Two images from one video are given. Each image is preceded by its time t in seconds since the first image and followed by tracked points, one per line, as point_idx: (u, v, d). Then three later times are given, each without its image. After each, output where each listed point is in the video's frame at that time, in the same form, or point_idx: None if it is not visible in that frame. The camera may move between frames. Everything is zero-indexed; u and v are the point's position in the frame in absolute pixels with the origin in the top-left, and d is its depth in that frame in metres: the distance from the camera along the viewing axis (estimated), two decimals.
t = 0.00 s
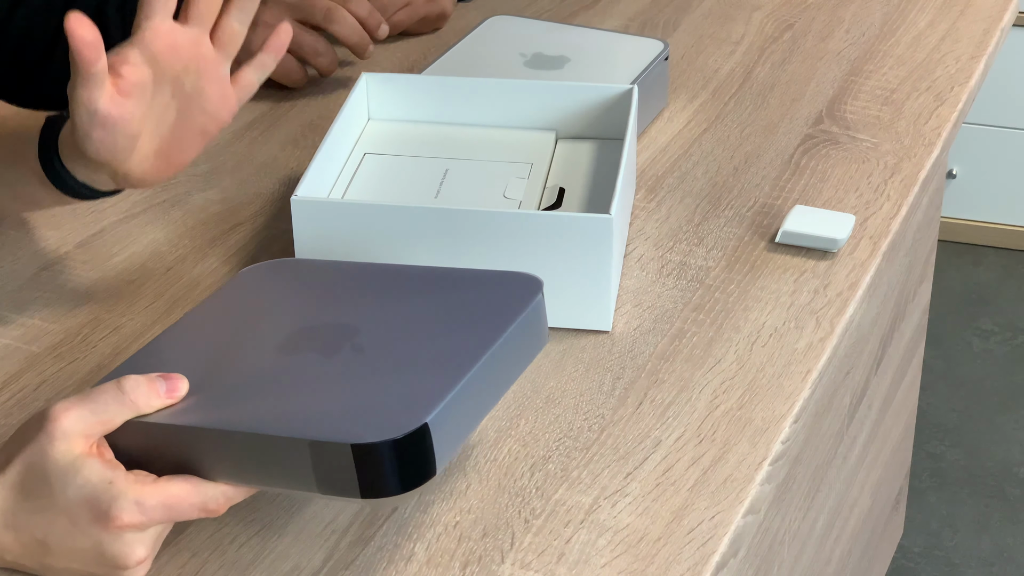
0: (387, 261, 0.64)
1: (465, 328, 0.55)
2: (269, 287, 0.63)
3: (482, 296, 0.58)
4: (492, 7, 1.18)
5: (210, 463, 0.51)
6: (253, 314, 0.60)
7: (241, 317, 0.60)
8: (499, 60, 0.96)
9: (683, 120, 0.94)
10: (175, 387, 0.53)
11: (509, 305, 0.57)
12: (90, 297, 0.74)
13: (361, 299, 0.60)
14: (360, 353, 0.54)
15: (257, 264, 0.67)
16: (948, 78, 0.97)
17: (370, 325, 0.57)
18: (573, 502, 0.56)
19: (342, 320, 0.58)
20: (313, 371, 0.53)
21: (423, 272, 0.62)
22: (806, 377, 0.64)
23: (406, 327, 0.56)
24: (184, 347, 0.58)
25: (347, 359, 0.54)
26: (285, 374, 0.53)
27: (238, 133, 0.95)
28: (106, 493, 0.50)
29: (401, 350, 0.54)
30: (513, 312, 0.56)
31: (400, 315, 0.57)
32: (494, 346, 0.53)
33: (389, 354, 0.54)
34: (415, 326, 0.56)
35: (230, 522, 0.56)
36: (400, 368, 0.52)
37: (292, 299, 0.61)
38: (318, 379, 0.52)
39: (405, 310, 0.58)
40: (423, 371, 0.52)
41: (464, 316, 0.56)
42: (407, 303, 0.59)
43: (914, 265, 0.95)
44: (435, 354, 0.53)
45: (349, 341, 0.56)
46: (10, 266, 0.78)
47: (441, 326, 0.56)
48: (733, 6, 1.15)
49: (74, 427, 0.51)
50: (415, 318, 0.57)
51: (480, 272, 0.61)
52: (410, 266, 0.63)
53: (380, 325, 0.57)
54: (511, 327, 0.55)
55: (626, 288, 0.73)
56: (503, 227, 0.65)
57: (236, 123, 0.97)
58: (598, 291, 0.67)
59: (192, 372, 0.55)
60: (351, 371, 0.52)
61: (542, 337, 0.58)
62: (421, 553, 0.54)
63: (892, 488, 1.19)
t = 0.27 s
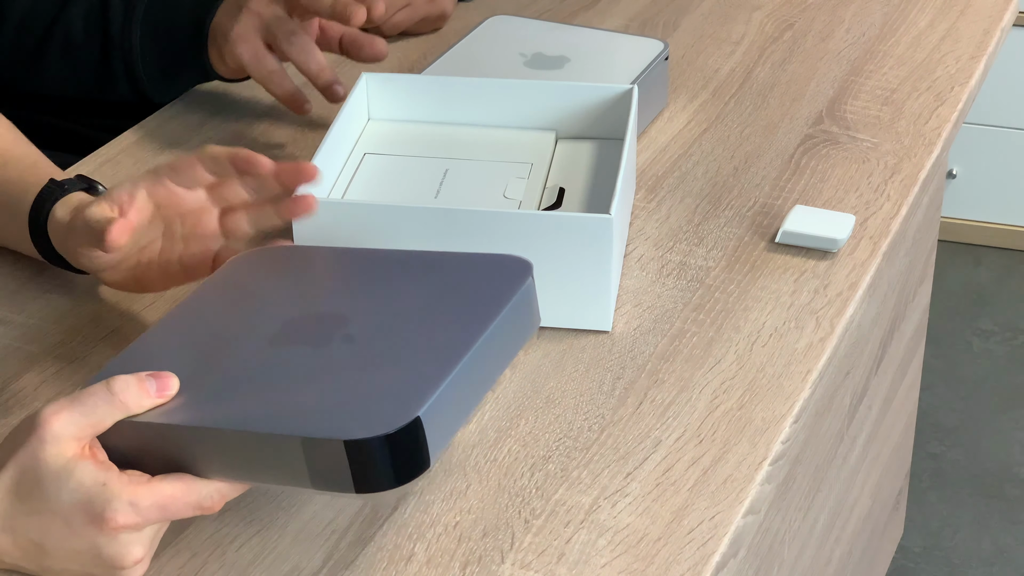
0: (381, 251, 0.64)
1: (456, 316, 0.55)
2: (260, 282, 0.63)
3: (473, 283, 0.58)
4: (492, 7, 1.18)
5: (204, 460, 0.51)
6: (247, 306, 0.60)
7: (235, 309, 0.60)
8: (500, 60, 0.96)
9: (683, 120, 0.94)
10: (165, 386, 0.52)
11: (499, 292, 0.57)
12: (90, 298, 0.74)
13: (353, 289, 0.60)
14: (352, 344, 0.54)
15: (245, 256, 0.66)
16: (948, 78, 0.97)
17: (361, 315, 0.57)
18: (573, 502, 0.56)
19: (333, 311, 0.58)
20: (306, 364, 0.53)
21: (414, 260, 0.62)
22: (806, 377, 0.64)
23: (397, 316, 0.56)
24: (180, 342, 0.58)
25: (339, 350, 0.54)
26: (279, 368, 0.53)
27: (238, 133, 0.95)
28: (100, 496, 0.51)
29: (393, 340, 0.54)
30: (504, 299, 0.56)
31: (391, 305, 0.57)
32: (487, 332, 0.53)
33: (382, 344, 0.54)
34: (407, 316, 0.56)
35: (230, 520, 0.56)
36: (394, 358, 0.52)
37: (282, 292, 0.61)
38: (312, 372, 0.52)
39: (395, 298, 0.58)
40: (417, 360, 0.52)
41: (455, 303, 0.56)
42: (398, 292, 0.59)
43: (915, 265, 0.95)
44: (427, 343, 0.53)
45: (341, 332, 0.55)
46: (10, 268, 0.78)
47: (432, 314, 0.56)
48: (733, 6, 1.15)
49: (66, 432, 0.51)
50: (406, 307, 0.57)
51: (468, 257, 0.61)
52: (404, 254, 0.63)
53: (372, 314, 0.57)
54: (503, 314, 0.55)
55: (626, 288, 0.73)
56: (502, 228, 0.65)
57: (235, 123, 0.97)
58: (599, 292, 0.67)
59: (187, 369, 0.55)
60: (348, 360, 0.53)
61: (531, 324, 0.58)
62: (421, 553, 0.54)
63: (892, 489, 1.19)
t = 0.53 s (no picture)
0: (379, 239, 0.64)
1: (452, 297, 0.55)
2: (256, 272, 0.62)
3: (467, 263, 0.58)
4: (492, 7, 1.18)
5: (214, 450, 0.51)
6: (244, 296, 0.59)
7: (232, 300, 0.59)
8: (500, 60, 0.96)
9: (684, 120, 0.94)
10: (182, 382, 0.51)
11: (494, 271, 0.57)
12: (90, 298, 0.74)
13: (349, 277, 0.59)
14: (351, 330, 0.54)
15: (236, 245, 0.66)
16: (948, 78, 0.97)
17: (358, 300, 0.57)
18: (573, 502, 0.56)
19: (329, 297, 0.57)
20: (306, 352, 0.53)
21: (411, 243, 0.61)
22: (806, 377, 0.64)
23: (394, 299, 0.56)
24: (177, 334, 0.57)
25: (339, 336, 0.54)
26: (279, 357, 0.53)
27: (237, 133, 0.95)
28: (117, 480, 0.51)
29: (392, 324, 0.54)
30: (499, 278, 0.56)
31: (388, 289, 0.57)
32: (488, 315, 0.53)
33: (381, 328, 0.54)
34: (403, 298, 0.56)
35: (230, 521, 0.56)
36: (394, 341, 0.52)
37: (279, 281, 0.61)
38: (314, 360, 0.52)
39: (391, 282, 0.58)
40: (418, 343, 0.52)
41: (451, 283, 0.56)
42: (394, 275, 0.58)
43: (915, 265, 0.95)
44: (427, 325, 0.53)
45: (339, 318, 0.55)
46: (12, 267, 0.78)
47: (428, 295, 0.56)
48: (733, 6, 1.15)
49: (82, 424, 0.51)
50: (403, 289, 0.57)
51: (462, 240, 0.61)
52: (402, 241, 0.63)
53: (368, 301, 0.56)
54: (496, 297, 0.55)
55: (626, 288, 0.73)
56: (500, 228, 0.65)
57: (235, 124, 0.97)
58: (598, 293, 0.67)
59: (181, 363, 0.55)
60: (349, 347, 0.52)
61: (524, 303, 0.58)
62: (421, 553, 0.54)
63: (892, 489, 1.19)
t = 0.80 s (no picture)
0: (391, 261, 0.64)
1: (473, 330, 0.56)
2: (268, 280, 0.63)
3: (485, 296, 0.59)
4: (492, 7, 1.19)
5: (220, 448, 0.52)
6: (257, 309, 0.60)
7: (242, 310, 0.60)
8: (500, 60, 0.96)
9: (684, 120, 0.95)
10: (210, 388, 0.51)
11: (512, 308, 0.58)
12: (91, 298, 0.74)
13: (367, 295, 0.60)
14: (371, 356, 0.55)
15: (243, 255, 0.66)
16: (948, 78, 0.97)
17: (378, 326, 0.57)
18: (573, 502, 0.56)
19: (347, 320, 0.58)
20: (326, 372, 0.54)
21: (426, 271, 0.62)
22: (806, 377, 0.64)
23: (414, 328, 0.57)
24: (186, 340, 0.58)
25: (359, 360, 0.54)
26: (298, 374, 0.54)
27: (238, 134, 0.95)
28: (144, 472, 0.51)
29: (413, 353, 0.55)
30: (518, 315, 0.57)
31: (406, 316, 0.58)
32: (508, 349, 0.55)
33: (401, 356, 0.55)
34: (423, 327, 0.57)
35: (230, 520, 0.56)
36: (415, 369, 0.53)
37: (293, 293, 0.61)
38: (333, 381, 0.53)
39: (409, 309, 0.59)
40: (440, 373, 0.53)
41: (470, 316, 0.57)
42: (411, 303, 0.59)
43: (915, 265, 0.95)
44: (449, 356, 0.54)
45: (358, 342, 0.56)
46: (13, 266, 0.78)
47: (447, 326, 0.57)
48: (733, 6, 1.15)
49: (110, 418, 0.51)
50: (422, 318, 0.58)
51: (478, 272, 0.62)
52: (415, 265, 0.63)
53: (389, 323, 0.57)
54: (518, 327, 0.56)
55: (626, 288, 0.73)
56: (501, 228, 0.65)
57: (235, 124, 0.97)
58: (598, 293, 0.67)
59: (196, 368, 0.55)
60: (369, 371, 0.53)
61: (534, 334, 0.59)
62: (421, 553, 0.54)
63: (892, 489, 1.19)
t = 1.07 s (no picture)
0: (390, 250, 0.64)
1: (469, 314, 0.56)
2: (266, 273, 0.63)
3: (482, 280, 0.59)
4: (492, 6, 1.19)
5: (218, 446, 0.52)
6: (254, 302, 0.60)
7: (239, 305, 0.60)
8: (500, 60, 0.96)
9: (684, 120, 0.95)
10: (204, 384, 0.51)
11: (507, 290, 0.58)
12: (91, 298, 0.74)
13: (363, 284, 0.60)
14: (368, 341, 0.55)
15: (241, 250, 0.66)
16: (948, 78, 0.97)
17: (374, 311, 0.57)
18: (573, 502, 0.56)
19: (344, 308, 0.58)
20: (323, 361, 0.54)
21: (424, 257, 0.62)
22: (806, 377, 0.64)
23: (409, 314, 0.57)
24: (183, 335, 0.57)
25: (356, 347, 0.54)
26: (296, 364, 0.54)
27: (237, 135, 0.95)
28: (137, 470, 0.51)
29: (409, 338, 0.55)
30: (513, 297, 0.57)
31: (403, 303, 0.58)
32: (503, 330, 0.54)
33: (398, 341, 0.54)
34: (419, 312, 0.57)
35: (230, 520, 0.56)
36: (413, 354, 0.53)
37: (290, 285, 0.61)
38: (331, 369, 0.53)
39: (405, 295, 0.58)
40: (437, 358, 0.53)
41: (466, 299, 0.57)
42: (407, 289, 0.59)
43: (915, 265, 0.95)
44: (446, 340, 0.54)
45: (355, 329, 0.56)
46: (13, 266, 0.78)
47: (443, 310, 0.57)
48: (734, 6, 1.15)
49: (103, 417, 0.51)
50: (417, 304, 0.58)
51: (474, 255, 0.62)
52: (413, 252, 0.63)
53: (384, 309, 0.57)
54: (513, 311, 0.56)
55: (626, 288, 0.73)
56: (499, 224, 0.65)
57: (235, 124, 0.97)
58: (598, 292, 0.67)
59: (195, 361, 0.55)
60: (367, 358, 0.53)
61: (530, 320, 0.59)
62: (421, 553, 0.54)
63: (892, 489, 1.19)
